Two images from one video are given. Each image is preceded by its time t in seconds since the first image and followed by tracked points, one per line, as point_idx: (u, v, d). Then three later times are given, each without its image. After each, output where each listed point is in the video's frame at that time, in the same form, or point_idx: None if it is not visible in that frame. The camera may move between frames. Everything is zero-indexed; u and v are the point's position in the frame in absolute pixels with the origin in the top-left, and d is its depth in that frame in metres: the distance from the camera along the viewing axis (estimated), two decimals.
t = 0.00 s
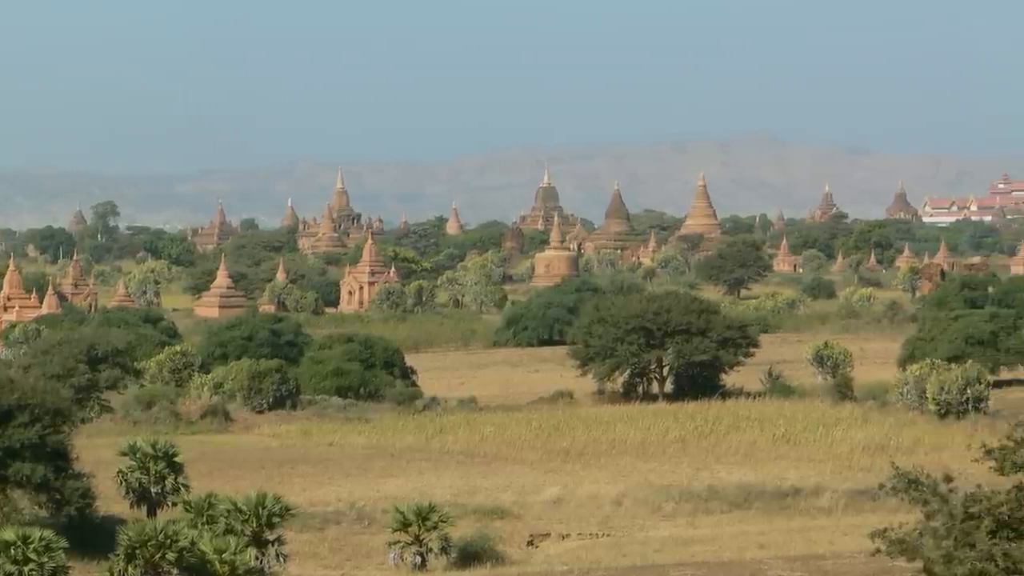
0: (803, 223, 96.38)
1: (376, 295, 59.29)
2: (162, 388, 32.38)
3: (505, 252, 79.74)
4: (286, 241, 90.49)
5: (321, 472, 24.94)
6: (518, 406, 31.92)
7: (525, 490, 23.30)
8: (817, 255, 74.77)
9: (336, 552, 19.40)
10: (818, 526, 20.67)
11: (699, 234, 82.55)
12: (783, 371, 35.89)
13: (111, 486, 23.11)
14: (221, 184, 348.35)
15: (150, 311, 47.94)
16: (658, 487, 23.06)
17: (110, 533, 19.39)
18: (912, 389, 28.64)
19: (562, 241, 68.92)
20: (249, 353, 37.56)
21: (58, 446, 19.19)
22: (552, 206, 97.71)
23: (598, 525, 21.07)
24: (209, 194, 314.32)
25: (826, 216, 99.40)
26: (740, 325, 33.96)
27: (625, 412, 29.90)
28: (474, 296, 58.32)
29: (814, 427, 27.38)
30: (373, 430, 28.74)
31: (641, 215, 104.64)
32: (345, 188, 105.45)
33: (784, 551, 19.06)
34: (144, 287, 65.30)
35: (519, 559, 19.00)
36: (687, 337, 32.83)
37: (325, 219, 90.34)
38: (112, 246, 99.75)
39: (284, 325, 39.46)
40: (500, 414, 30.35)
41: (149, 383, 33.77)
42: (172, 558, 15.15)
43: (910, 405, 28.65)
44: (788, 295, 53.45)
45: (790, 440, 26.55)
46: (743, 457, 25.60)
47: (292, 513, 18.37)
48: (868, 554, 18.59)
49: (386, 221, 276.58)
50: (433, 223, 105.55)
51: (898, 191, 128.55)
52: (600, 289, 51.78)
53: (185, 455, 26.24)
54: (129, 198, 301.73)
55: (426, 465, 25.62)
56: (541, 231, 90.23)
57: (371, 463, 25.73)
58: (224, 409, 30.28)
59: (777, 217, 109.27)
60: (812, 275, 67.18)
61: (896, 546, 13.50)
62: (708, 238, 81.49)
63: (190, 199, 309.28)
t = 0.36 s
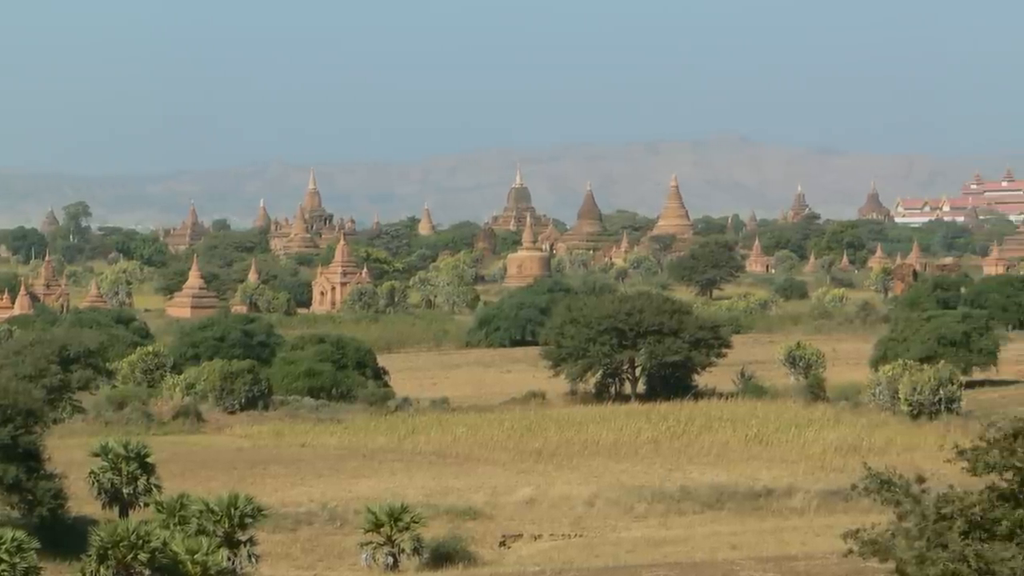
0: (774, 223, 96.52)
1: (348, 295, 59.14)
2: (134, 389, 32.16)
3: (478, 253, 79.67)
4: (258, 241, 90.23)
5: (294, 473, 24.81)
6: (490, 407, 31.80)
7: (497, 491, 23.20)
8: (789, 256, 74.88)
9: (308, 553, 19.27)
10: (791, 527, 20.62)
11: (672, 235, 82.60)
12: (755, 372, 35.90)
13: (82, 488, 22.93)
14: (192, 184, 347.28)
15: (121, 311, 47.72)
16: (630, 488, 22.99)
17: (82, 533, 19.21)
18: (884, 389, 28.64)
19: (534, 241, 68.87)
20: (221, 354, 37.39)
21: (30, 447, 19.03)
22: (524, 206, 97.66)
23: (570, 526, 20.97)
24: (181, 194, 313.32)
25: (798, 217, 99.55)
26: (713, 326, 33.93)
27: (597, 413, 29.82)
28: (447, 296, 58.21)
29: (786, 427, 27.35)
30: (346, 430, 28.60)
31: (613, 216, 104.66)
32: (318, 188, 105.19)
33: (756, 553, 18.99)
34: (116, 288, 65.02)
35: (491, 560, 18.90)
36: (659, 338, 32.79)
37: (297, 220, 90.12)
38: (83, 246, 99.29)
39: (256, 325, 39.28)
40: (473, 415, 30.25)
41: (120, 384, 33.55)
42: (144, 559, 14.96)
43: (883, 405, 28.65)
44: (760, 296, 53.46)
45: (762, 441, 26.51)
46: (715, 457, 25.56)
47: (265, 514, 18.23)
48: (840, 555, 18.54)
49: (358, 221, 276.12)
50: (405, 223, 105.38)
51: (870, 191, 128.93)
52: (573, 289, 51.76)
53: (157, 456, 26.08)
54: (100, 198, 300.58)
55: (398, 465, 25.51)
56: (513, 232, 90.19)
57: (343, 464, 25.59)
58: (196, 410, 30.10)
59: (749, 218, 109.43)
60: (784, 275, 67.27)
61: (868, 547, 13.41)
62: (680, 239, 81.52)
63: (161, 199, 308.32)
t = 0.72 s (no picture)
0: (747, 224, 96.58)
1: (320, 296, 58.93)
2: (105, 390, 31.95)
3: (450, 253, 79.49)
4: (231, 242, 89.90)
5: (266, 473, 24.67)
6: (462, 408, 31.69)
7: (469, 491, 23.11)
8: (761, 257, 75.00)
9: (280, 554, 19.14)
10: (763, 528, 20.59)
11: (644, 235, 82.56)
12: (728, 372, 35.90)
13: (53, 488, 22.75)
14: (163, 184, 346.03)
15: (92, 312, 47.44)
16: (601, 489, 22.92)
17: (54, 536, 19.04)
18: (856, 390, 28.66)
19: (506, 242, 68.76)
20: (194, 354, 37.20)
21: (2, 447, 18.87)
22: (497, 207, 97.56)
23: (542, 527, 20.89)
24: (152, 194, 312.11)
25: (770, 218, 99.65)
26: (685, 326, 33.91)
27: (569, 413, 29.75)
28: (419, 297, 58.08)
29: (758, 428, 27.32)
30: (318, 431, 28.47)
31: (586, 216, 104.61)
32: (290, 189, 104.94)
33: (728, 553, 18.95)
34: (88, 289, 64.71)
35: (464, 561, 18.81)
36: (632, 338, 32.75)
37: (269, 220, 89.83)
38: (55, 247, 98.77)
39: (229, 326, 39.10)
40: (445, 415, 30.14)
41: (92, 384, 33.33)
42: (116, 560, 14.70)
43: (855, 406, 28.66)
44: (733, 296, 53.44)
45: (735, 441, 26.48)
46: (688, 458, 25.51)
47: (236, 515, 18.11)
48: (813, 555, 18.51)
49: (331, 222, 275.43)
50: (378, 224, 105.12)
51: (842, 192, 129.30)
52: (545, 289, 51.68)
53: (129, 457, 25.90)
54: (71, 198, 299.21)
55: (371, 466, 25.38)
56: (485, 233, 90.03)
57: (316, 465, 25.46)
58: (168, 411, 29.91)
59: (722, 219, 109.58)
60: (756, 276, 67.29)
61: (841, 548, 13.34)
62: (653, 239, 81.51)
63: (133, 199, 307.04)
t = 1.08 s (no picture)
0: (719, 225, 96.69)
1: (292, 297, 58.75)
2: (77, 390, 31.73)
3: (422, 254, 79.34)
4: (203, 243, 89.56)
5: (237, 474, 24.53)
6: (434, 408, 31.58)
7: (441, 492, 23.01)
8: (733, 257, 75.07)
9: (252, 555, 19.01)
10: (735, 529, 20.55)
11: (616, 236, 82.56)
12: (700, 373, 35.87)
13: (24, 489, 22.57)
14: (135, 184, 344.79)
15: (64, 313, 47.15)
16: (573, 489, 22.85)
17: (26, 537, 18.88)
18: (828, 391, 28.67)
19: (479, 242, 68.66)
20: (165, 355, 37.01)
21: None
22: (469, 208, 97.47)
23: (514, 527, 20.80)
24: (123, 195, 310.99)
25: (742, 218, 99.79)
26: (657, 327, 33.88)
27: (542, 414, 29.67)
28: (391, 297, 57.95)
29: (731, 429, 27.28)
30: (290, 432, 28.33)
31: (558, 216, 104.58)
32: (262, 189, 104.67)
33: (701, 554, 18.89)
34: (59, 289, 64.37)
35: (436, 561, 18.71)
36: (604, 339, 32.71)
37: (241, 220, 89.56)
38: (26, 248, 98.24)
39: (201, 327, 38.90)
40: (417, 416, 30.01)
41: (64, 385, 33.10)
42: (87, 560, 14.54)
43: (827, 407, 28.67)
44: (705, 297, 53.44)
45: (707, 442, 26.43)
46: (661, 459, 25.45)
47: (209, 515, 17.99)
48: (784, 556, 18.48)
49: (303, 222, 274.72)
50: (350, 224, 104.90)
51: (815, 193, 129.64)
52: (517, 290, 51.61)
53: (101, 458, 25.73)
54: (42, 198, 297.83)
55: (343, 467, 25.24)
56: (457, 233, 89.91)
57: (288, 465, 25.33)
58: (140, 411, 29.71)
59: (694, 219, 109.70)
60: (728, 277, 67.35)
61: (813, 550, 13.29)
62: (625, 240, 81.52)
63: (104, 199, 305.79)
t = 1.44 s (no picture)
0: (690, 226, 96.79)
1: (264, 298, 58.54)
2: (49, 391, 31.52)
3: (394, 254, 79.20)
4: (175, 244, 89.18)
5: (210, 474, 24.40)
6: (406, 409, 31.48)
7: (413, 493, 22.92)
8: (706, 258, 75.14)
9: (225, 556, 18.88)
10: (709, 529, 20.52)
11: (588, 236, 82.55)
12: (672, 374, 35.85)
13: None
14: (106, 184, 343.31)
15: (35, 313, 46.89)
16: (545, 490, 22.79)
17: None
18: (801, 391, 28.68)
19: (451, 243, 68.54)
20: (138, 356, 36.82)
21: None
22: (442, 208, 97.34)
23: (487, 528, 20.72)
24: (94, 195, 309.68)
25: (715, 219, 99.95)
26: (629, 328, 33.86)
27: (514, 415, 29.62)
28: (364, 298, 57.78)
29: (704, 429, 27.26)
30: (262, 432, 28.21)
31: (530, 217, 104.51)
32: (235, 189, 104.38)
33: (673, 555, 18.85)
34: (31, 289, 63.98)
35: (408, 562, 18.62)
36: (577, 340, 32.66)
37: (213, 221, 89.22)
38: None
39: (173, 328, 38.72)
40: (389, 417, 29.92)
41: (35, 385, 32.86)
42: (61, 561, 14.28)
43: (800, 408, 28.69)
44: (677, 298, 53.48)
45: (680, 443, 26.41)
46: (632, 459, 25.42)
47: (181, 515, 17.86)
48: (756, 556, 18.47)
49: (275, 223, 273.84)
50: (323, 225, 104.64)
51: (787, 193, 129.98)
52: (489, 291, 51.56)
53: (72, 458, 25.55)
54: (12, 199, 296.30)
55: (315, 467, 25.14)
56: (430, 234, 89.78)
57: (260, 466, 25.21)
58: (112, 412, 29.54)
59: (666, 220, 109.81)
60: (700, 278, 67.44)
61: (785, 550, 13.24)
62: (598, 241, 81.52)
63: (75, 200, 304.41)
